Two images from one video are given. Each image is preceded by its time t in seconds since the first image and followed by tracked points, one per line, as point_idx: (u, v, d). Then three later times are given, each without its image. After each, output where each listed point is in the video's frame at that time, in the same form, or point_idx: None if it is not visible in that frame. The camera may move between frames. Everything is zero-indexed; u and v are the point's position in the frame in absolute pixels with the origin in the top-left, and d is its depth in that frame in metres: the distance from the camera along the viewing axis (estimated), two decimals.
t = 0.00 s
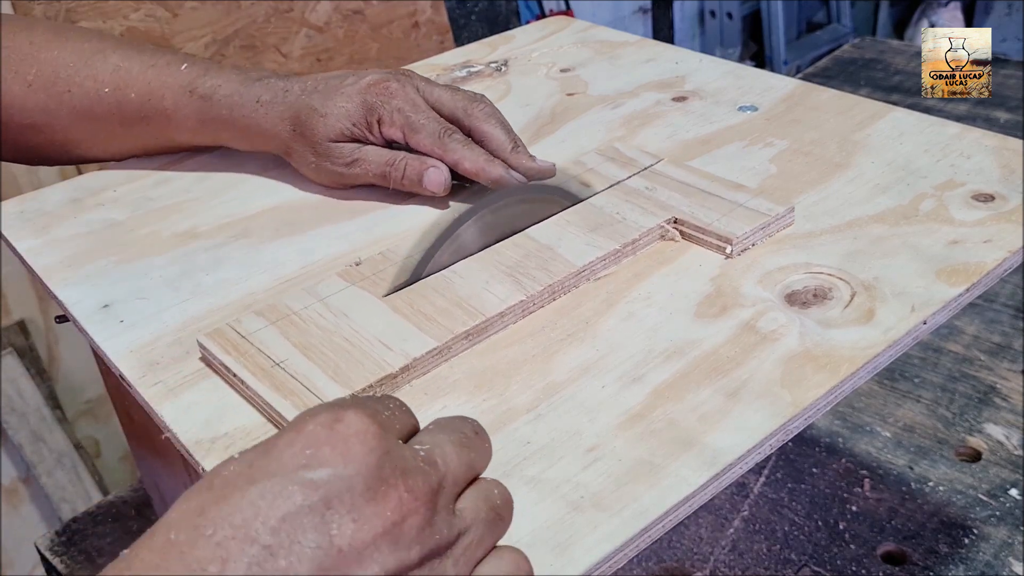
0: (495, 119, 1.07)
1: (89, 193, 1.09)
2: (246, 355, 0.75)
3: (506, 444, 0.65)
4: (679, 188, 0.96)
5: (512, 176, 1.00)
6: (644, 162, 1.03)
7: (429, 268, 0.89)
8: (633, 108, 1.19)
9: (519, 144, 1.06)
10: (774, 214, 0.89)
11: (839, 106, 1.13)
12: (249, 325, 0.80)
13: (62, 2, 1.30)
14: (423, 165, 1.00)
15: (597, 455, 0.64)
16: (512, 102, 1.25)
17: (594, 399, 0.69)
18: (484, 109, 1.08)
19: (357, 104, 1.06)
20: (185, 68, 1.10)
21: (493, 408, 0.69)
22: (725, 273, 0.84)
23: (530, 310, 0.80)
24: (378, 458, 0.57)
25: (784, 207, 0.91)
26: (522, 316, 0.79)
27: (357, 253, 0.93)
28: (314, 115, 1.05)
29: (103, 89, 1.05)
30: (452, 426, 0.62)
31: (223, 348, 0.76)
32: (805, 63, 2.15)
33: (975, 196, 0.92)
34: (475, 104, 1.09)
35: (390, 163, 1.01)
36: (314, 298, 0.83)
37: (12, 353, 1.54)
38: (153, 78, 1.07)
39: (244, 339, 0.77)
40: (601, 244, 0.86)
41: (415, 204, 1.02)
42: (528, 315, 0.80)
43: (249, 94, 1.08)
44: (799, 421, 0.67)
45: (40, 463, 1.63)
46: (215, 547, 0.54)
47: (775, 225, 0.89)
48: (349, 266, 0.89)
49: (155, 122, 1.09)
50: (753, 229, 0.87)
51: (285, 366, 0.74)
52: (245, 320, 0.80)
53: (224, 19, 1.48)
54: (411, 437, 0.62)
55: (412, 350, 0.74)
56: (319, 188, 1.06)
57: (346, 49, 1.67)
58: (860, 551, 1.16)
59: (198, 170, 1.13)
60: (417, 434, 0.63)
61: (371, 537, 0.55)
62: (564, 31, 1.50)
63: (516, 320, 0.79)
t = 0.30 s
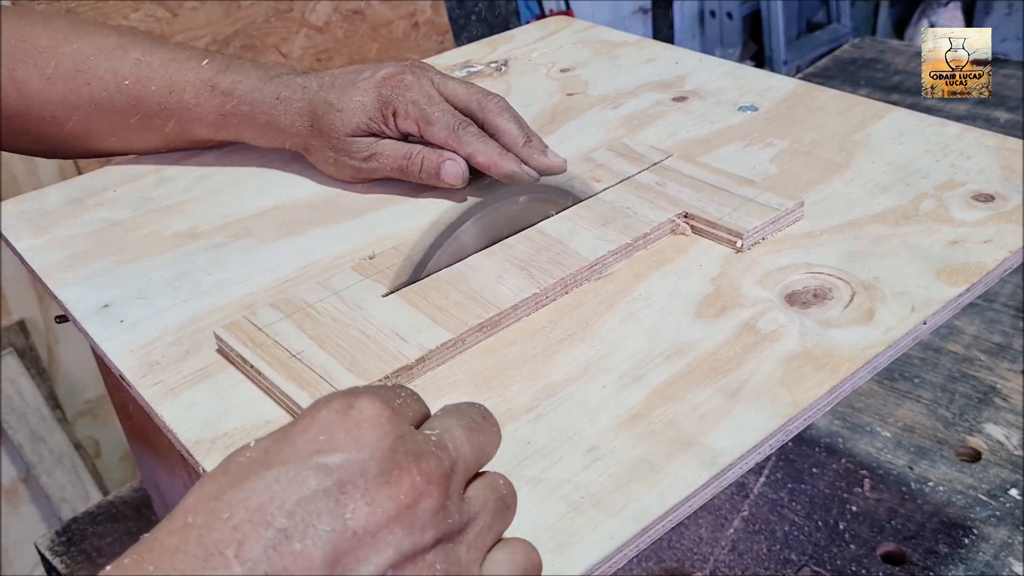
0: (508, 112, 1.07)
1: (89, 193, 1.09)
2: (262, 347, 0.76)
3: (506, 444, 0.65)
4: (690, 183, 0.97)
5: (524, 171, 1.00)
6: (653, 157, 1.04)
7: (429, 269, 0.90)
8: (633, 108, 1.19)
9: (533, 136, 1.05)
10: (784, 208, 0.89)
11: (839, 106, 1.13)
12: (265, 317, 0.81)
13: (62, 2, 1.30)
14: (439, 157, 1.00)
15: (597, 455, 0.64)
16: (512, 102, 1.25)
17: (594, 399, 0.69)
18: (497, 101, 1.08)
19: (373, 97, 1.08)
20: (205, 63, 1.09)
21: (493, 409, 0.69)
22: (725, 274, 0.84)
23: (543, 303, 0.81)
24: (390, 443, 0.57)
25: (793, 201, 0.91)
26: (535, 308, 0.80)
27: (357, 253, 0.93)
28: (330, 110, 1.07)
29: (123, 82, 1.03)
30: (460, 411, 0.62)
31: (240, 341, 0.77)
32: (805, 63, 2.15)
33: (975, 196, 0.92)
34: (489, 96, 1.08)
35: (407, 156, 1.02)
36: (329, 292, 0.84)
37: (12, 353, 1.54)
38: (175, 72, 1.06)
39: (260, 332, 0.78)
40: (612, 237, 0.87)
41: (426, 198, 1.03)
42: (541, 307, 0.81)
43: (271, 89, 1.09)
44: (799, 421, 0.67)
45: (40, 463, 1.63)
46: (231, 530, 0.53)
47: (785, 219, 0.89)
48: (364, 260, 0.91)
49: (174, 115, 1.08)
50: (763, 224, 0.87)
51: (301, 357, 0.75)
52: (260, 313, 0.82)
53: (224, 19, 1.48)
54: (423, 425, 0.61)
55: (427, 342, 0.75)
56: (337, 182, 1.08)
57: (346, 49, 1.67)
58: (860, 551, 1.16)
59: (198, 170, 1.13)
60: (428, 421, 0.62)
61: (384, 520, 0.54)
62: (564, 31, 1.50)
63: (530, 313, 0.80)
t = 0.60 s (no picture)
0: (519, 108, 1.07)
1: (89, 193, 1.09)
2: (278, 340, 0.77)
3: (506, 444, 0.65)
4: (699, 178, 0.98)
5: (536, 166, 1.00)
6: (662, 153, 1.05)
7: (429, 269, 0.91)
8: (633, 108, 1.19)
9: (542, 133, 1.06)
10: (793, 203, 0.90)
11: (839, 106, 1.13)
12: (280, 310, 0.82)
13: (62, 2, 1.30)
14: (452, 153, 1.02)
15: (597, 455, 0.64)
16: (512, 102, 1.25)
17: (595, 399, 0.69)
18: (508, 97, 1.08)
19: (384, 92, 1.07)
20: (220, 58, 1.09)
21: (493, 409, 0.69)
22: (725, 273, 0.84)
23: (556, 295, 0.81)
24: (404, 433, 0.56)
25: (802, 195, 0.92)
26: (548, 301, 0.81)
27: (358, 252, 0.93)
28: (342, 106, 1.06)
29: (140, 75, 1.04)
30: (472, 403, 0.62)
31: (256, 333, 0.78)
32: (805, 63, 2.15)
33: (975, 196, 0.92)
34: (500, 92, 1.08)
35: (418, 151, 1.03)
36: (344, 285, 0.85)
37: (12, 353, 1.54)
38: (190, 66, 1.07)
39: (276, 324, 0.79)
40: (624, 231, 0.88)
41: (435, 194, 1.03)
42: (554, 300, 0.81)
43: (284, 86, 1.09)
44: (799, 421, 0.67)
45: (40, 463, 1.63)
46: (246, 511, 0.53)
47: (794, 213, 0.90)
48: (375, 254, 0.92)
49: (189, 108, 1.08)
50: (772, 218, 0.88)
51: (317, 350, 0.76)
52: (275, 306, 0.82)
53: (224, 19, 1.48)
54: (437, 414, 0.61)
55: (442, 335, 0.76)
56: (346, 177, 1.08)
57: (346, 49, 1.67)
58: (860, 551, 1.16)
59: (198, 170, 1.13)
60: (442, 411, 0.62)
61: (396, 508, 0.54)
62: (564, 31, 1.50)
63: (542, 305, 0.81)
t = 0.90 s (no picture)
0: (531, 101, 1.08)
1: (89, 193, 1.09)
2: (294, 332, 0.78)
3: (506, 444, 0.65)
4: (708, 172, 0.99)
5: (546, 161, 1.01)
6: (671, 148, 1.06)
7: (430, 270, 0.91)
8: (633, 108, 1.19)
9: (554, 127, 1.07)
10: (802, 196, 0.91)
11: (839, 106, 1.13)
12: (296, 303, 0.83)
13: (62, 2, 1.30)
14: (464, 148, 1.02)
15: (597, 455, 0.64)
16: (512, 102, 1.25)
17: (595, 399, 0.69)
18: (519, 90, 1.09)
19: (397, 88, 1.08)
20: (234, 54, 1.12)
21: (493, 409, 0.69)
22: (725, 273, 0.84)
23: (568, 288, 0.82)
24: (423, 418, 0.56)
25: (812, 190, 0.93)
26: (561, 293, 0.82)
27: (357, 253, 0.93)
28: (355, 102, 1.07)
29: (154, 70, 1.06)
30: (490, 393, 0.61)
31: (273, 326, 0.79)
32: (806, 63, 2.15)
33: (975, 196, 0.92)
34: (511, 85, 1.09)
35: (430, 146, 1.03)
36: (358, 278, 0.86)
37: (13, 353, 1.55)
38: (204, 61, 1.09)
39: (292, 317, 0.80)
40: (634, 225, 0.89)
41: (435, 194, 1.03)
42: (567, 292, 0.82)
43: (297, 81, 1.10)
44: (799, 421, 0.67)
45: (40, 463, 1.63)
46: (266, 487, 0.53)
47: (804, 207, 0.91)
48: (389, 248, 0.93)
49: (204, 103, 1.10)
50: (781, 212, 0.89)
51: (334, 342, 0.77)
52: (291, 300, 0.83)
53: (225, 19, 1.48)
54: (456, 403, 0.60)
55: (457, 327, 0.77)
56: (360, 172, 1.09)
57: (347, 49, 1.67)
58: (860, 551, 1.16)
59: (198, 169, 1.13)
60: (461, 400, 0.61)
61: (414, 489, 0.54)
62: (564, 31, 1.50)
63: (555, 298, 0.82)
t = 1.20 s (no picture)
0: (539, 97, 1.08)
1: (89, 193, 1.09)
2: (309, 325, 0.79)
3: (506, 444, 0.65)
4: (716, 168, 0.99)
5: (554, 157, 1.02)
6: (679, 144, 1.07)
7: (430, 269, 0.92)
8: (633, 108, 1.19)
9: (562, 123, 1.07)
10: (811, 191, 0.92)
11: (839, 106, 1.13)
12: (309, 297, 0.83)
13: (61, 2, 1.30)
14: (474, 144, 1.03)
15: (597, 455, 0.64)
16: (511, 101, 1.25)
17: (594, 399, 0.69)
18: (527, 86, 1.09)
19: (407, 85, 1.08)
20: (246, 50, 1.11)
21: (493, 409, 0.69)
22: (725, 274, 0.84)
23: (579, 283, 0.83)
24: (433, 406, 0.57)
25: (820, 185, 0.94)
26: (572, 287, 0.83)
27: (355, 254, 0.93)
28: (366, 98, 1.07)
29: (166, 66, 1.06)
30: (503, 387, 0.61)
31: (287, 319, 0.79)
32: (805, 63, 2.15)
33: (975, 196, 0.92)
34: (520, 81, 1.09)
35: (441, 142, 1.04)
36: (370, 272, 0.87)
37: (12, 353, 1.54)
38: (216, 58, 1.09)
39: (306, 310, 0.81)
40: (643, 220, 0.90)
41: (434, 194, 1.03)
42: (577, 286, 0.83)
43: (308, 78, 1.10)
44: (799, 421, 0.67)
45: (40, 463, 1.63)
46: (278, 472, 0.54)
47: (813, 203, 0.92)
48: (401, 242, 0.94)
49: (214, 99, 1.09)
50: (790, 206, 0.90)
51: (348, 335, 0.77)
52: (304, 293, 0.84)
53: (225, 19, 1.48)
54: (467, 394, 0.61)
55: (469, 320, 0.77)
56: (370, 168, 1.09)
57: (347, 49, 1.67)
58: (860, 551, 1.16)
59: (198, 169, 1.13)
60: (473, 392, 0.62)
61: (423, 474, 0.55)
62: (564, 31, 1.50)
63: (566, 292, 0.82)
